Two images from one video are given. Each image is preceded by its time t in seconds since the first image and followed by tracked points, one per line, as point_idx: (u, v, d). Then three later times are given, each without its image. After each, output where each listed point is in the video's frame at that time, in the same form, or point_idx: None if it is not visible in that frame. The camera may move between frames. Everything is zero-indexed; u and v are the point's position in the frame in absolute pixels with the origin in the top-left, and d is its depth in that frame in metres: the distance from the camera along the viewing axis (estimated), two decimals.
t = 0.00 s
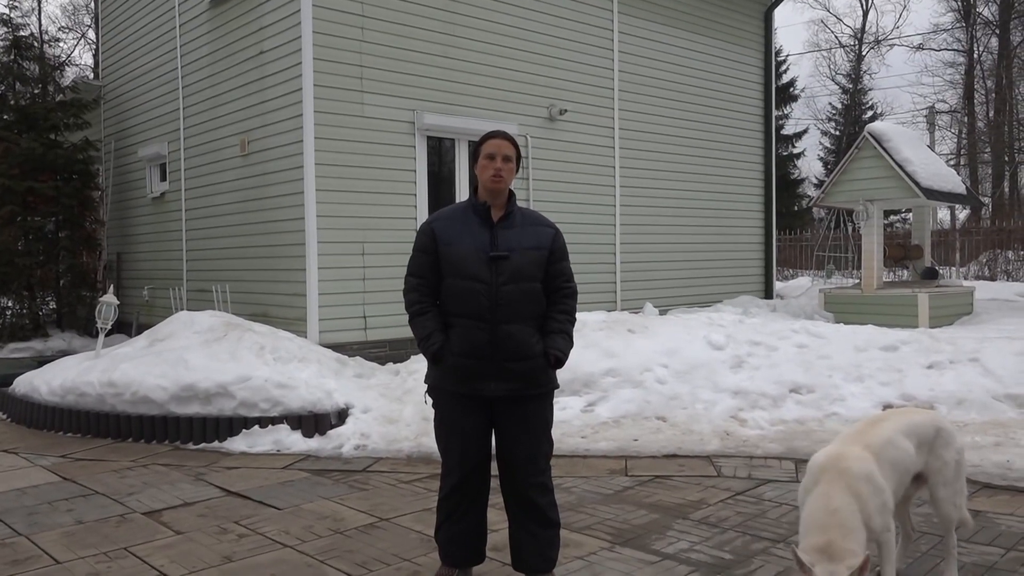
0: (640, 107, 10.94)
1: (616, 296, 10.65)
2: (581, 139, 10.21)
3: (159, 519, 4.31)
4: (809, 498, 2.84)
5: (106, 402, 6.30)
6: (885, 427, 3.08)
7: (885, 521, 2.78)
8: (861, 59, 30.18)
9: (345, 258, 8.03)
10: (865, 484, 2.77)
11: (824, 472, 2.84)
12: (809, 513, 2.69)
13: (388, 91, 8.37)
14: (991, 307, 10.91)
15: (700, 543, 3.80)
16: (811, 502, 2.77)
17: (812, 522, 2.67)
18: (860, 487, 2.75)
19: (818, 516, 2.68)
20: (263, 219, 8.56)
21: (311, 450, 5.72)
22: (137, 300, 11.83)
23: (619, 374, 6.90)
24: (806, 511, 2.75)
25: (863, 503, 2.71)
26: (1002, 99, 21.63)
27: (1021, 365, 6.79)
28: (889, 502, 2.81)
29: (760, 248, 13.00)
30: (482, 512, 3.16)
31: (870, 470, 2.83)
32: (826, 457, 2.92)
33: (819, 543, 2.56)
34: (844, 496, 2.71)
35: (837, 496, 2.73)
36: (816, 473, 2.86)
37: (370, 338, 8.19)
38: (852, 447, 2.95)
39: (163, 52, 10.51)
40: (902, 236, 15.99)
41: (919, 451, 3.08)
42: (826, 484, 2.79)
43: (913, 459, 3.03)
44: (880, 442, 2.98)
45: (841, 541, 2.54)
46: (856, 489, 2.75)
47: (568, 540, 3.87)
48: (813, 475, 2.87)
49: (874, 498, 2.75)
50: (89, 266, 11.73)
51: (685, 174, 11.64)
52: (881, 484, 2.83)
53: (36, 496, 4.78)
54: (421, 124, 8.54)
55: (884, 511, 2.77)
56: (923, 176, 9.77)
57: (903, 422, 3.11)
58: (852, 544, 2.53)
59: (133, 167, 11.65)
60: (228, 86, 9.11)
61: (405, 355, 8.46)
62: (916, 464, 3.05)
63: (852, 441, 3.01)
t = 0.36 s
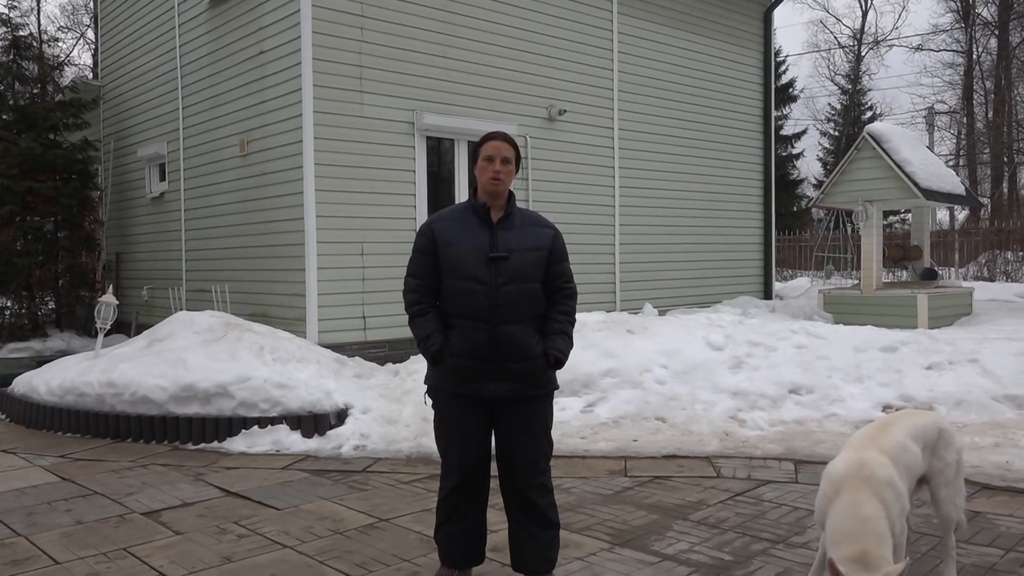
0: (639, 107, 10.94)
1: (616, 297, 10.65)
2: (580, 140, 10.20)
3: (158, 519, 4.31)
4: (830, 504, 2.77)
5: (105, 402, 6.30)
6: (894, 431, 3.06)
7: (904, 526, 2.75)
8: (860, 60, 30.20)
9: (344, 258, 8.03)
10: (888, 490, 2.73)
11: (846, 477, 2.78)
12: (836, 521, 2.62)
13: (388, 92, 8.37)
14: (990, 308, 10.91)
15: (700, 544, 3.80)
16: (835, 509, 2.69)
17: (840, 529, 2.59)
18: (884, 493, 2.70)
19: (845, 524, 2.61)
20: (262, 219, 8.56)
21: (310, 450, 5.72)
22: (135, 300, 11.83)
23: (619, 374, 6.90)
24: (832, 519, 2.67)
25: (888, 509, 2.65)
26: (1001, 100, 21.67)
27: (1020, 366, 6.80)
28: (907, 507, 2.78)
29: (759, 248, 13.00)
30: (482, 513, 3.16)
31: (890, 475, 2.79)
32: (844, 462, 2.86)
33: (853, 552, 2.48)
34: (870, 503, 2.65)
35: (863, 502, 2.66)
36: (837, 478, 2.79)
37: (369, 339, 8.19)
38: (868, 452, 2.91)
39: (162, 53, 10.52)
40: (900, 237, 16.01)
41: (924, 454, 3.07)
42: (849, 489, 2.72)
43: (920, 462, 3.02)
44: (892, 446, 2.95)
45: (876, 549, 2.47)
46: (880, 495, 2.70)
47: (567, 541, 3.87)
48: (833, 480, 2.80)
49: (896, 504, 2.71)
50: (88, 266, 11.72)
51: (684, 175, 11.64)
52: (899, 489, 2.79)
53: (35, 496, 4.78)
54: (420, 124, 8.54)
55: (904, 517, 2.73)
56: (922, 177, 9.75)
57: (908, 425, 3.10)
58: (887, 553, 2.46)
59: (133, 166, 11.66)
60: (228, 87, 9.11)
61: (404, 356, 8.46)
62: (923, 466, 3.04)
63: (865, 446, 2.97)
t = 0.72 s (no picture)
0: (640, 109, 10.94)
1: (616, 299, 10.65)
2: (582, 141, 10.20)
3: (158, 520, 4.31)
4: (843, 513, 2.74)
5: (106, 403, 6.30)
6: (903, 438, 3.04)
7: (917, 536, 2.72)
8: (862, 62, 30.20)
9: (345, 260, 8.03)
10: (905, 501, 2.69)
11: (861, 488, 2.74)
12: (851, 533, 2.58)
13: (389, 93, 8.37)
14: (991, 311, 10.90)
15: (701, 547, 3.79)
16: (848, 520, 2.67)
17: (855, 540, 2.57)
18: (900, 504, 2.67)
19: (857, 535, 2.58)
20: (263, 220, 8.57)
21: (311, 451, 5.72)
22: (136, 301, 11.84)
23: (619, 376, 6.90)
24: (845, 529, 2.64)
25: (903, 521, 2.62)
26: (1003, 102, 21.67)
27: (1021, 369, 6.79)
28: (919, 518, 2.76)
29: (760, 251, 12.99)
30: (482, 515, 3.16)
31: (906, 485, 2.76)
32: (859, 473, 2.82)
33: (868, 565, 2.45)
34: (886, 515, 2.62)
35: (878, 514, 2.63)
36: (852, 489, 2.75)
37: (370, 340, 8.18)
38: (883, 461, 2.87)
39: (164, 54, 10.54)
40: (902, 239, 16.00)
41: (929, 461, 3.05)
42: (864, 499, 2.69)
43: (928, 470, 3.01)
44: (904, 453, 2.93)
45: (885, 561, 2.45)
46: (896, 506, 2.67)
47: (568, 543, 3.87)
48: (847, 489, 2.77)
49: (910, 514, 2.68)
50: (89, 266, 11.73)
51: (685, 177, 11.64)
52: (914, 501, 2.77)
53: (36, 496, 4.78)
54: (422, 125, 8.54)
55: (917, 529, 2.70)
56: (923, 179, 9.73)
57: (916, 432, 3.09)
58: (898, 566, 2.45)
59: (134, 167, 11.67)
60: (230, 88, 9.12)
61: (405, 357, 8.46)
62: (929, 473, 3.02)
63: (877, 454, 2.94)
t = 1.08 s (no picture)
0: (642, 110, 10.94)
1: (618, 300, 10.65)
2: (584, 143, 10.20)
3: (160, 520, 4.31)
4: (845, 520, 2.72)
5: (108, 403, 6.31)
6: (899, 443, 3.04)
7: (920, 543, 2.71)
8: (864, 63, 30.17)
9: (347, 260, 8.04)
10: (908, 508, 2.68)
11: (865, 495, 2.73)
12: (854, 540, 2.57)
13: (391, 94, 8.37)
14: (993, 313, 10.89)
15: (702, 548, 3.79)
16: (850, 527, 2.65)
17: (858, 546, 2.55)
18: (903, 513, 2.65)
19: (858, 541, 2.57)
20: (265, 221, 8.58)
21: (312, 452, 5.73)
22: (138, 301, 11.85)
23: (621, 378, 6.89)
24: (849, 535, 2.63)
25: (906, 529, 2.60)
26: (1006, 104, 21.63)
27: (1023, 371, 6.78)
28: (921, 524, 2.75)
29: (761, 252, 12.96)
30: (483, 516, 3.15)
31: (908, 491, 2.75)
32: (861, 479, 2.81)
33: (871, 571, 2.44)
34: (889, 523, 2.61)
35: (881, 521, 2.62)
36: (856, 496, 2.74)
37: (372, 341, 8.18)
38: (884, 467, 2.86)
39: (167, 55, 10.55)
40: (904, 241, 15.98)
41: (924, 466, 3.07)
42: (867, 506, 2.68)
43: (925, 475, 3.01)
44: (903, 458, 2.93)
45: (887, 568, 2.45)
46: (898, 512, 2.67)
47: (569, 544, 3.86)
48: (850, 497, 2.76)
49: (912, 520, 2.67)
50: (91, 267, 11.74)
51: (687, 178, 11.63)
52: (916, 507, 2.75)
53: (37, 496, 4.79)
54: (424, 126, 8.55)
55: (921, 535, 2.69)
56: (926, 181, 9.72)
57: (911, 438, 3.09)
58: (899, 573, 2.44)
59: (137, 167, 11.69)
60: (232, 90, 9.13)
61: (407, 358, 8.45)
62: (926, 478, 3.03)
63: (877, 460, 2.93)
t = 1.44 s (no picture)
0: (643, 110, 10.94)
1: (620, 301, 10.65)
2: (585, 144, 10.21)
3: (162, 521, 4.31)
4: (833, 527, 2.64)
5: (110, 404, 6.31)
6: (889, 449, 2.97)
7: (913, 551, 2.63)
8: (865, 64, 30.16)
9: (348, 262, 8.04)
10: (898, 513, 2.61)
11: (851, 501, 2.65)
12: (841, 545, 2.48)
13: (392, 95, 8.38)
14: (995, 313, 10.88)
15: (703, 549, 3.79)
16: (839, 532, 2.57)
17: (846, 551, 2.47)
18: (895, 519, 2.56)
19: (846, 548, 2.48)
20: (267, 222, 8.59)
21: (314, 453, 5.73)
22: (140, 303, 11.86)
23: (622, 379, 6.89)
24: (836, 542, 2.53)
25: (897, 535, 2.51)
26: (1007, 105, 21.61)
27: None
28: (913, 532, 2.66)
29: (762, 253, 12.96)
30: (485, 517, 3.16)
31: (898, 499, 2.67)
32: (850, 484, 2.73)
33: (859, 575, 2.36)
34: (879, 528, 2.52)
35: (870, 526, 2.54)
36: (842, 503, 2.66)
37: (373, 342, 8.19)
38: (874, 472, 2.79)
39: (168, 56, 10.57)
40: (905, 242, 15.98)
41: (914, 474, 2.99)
42: (854, 511, 2.60)
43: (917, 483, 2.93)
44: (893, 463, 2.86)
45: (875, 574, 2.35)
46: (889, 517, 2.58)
47: (570, 545, 3.87)
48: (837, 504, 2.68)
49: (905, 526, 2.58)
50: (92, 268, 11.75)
51: (688, 178, 11.63)
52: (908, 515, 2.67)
53: (39, 498, 4.79)
54: (425, 128, 8.56)
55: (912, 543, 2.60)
56: (927, 182, 9.72)
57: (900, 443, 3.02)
58: None
59: (138, 169, 11.70)
60: (233, 91, 9.14)
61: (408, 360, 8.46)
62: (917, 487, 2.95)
63: (866, 466, 2.86)
